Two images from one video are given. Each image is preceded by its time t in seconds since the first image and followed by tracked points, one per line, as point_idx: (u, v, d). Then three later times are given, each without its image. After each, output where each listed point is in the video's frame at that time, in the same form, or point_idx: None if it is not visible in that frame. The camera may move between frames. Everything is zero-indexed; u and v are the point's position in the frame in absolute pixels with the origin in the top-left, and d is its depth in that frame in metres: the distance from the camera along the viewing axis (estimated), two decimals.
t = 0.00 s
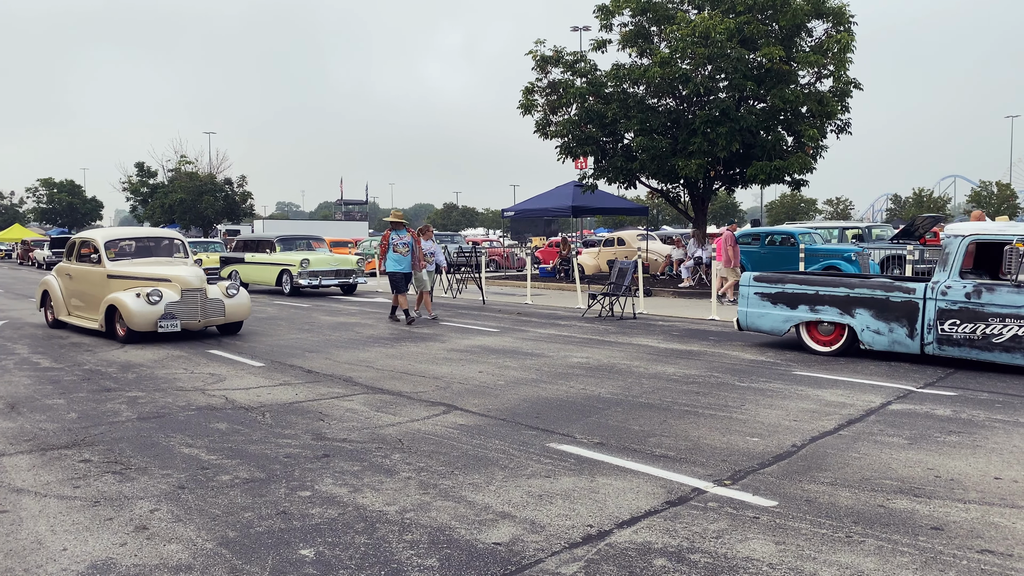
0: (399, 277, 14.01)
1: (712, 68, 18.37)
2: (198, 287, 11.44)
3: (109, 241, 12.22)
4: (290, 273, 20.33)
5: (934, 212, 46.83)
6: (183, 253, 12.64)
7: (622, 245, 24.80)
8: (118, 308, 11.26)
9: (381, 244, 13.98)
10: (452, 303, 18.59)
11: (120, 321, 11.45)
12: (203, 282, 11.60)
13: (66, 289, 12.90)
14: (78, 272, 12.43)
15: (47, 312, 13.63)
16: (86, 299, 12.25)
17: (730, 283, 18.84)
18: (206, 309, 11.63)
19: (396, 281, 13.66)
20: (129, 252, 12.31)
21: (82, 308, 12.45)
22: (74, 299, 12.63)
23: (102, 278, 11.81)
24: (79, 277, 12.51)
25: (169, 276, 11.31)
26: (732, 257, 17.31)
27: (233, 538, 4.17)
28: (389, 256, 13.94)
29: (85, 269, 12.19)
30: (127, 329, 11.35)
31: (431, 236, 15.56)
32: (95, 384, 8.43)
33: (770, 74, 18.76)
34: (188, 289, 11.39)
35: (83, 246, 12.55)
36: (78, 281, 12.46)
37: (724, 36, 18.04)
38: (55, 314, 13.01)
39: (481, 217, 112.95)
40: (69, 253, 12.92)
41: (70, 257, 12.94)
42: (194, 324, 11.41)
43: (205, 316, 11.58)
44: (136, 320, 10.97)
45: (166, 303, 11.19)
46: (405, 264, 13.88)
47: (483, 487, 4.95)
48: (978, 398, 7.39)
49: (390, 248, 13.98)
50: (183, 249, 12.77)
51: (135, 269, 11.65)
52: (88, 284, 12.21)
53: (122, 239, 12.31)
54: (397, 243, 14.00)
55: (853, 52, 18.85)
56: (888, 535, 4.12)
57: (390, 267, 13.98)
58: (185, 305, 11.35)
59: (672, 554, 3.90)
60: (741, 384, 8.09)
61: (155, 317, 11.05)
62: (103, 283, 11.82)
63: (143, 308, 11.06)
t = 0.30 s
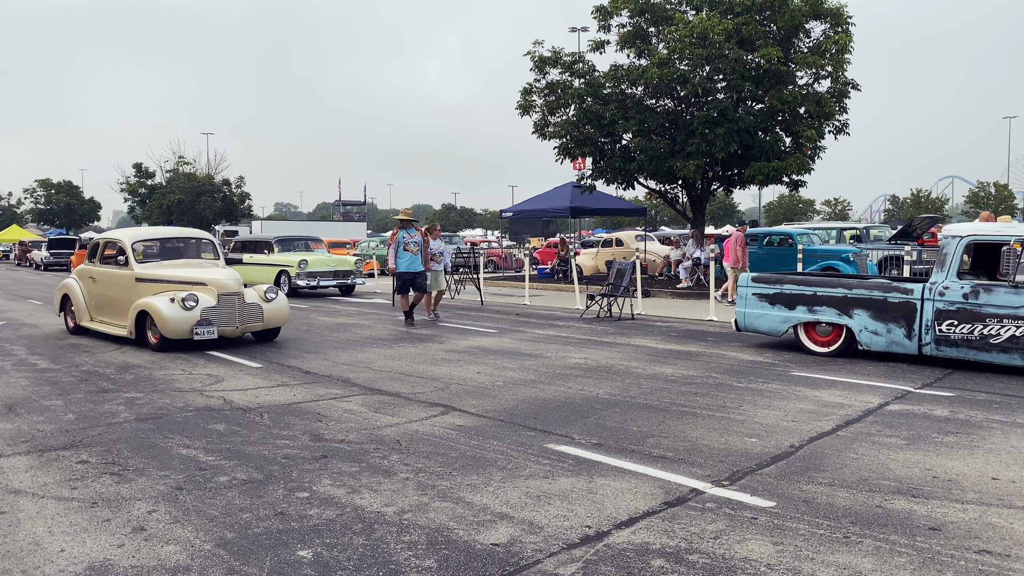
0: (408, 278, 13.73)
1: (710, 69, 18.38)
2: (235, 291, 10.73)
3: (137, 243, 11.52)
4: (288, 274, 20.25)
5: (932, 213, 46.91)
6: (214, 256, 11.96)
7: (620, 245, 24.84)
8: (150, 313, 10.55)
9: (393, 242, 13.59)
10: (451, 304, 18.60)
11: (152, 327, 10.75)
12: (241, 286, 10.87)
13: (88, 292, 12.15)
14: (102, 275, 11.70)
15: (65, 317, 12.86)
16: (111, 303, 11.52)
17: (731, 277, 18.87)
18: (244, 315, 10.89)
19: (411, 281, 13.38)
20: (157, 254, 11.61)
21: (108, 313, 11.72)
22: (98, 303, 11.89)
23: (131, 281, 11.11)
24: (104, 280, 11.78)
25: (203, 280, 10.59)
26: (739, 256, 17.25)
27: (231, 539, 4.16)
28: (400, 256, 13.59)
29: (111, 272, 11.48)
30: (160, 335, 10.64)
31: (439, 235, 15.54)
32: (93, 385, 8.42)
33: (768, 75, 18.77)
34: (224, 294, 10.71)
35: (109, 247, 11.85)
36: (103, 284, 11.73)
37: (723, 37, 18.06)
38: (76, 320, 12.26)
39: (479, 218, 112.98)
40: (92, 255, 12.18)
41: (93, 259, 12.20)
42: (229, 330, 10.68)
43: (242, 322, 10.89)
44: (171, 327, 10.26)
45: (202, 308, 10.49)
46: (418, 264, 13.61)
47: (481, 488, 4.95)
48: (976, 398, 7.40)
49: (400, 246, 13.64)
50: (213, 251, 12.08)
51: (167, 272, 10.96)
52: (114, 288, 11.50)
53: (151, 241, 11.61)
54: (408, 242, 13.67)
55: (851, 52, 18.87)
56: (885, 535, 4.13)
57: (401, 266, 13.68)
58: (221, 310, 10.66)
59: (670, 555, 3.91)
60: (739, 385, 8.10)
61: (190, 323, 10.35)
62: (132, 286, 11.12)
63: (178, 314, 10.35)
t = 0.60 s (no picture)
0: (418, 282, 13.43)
1: (708, 70, 18.38)
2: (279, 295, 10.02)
3: (169, 243, 10.77)
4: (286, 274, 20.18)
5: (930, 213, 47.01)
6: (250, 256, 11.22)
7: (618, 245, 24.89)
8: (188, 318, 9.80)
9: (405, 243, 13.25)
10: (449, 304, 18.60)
11: (190, 334, 10.01)
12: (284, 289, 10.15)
13: (116, 296, 11.36)
14: (132, 278, 10.92)
15: (89, 321, 12.10)
16: (142, 308, 10.77)
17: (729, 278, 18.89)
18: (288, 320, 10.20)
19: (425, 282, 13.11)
20: (189, 255, 10.85)
21: (138, 318, 10.96)
22: (126, 307, 11.13)
23: (164, 285, 10.35)
24: (133, 283, 11.02)
25: (245, 282, 9.87)
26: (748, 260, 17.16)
27: (228, 540, 4.16)
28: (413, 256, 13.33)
29: (141, 275, 10.72)
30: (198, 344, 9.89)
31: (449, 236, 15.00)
32: (90, 386, 8.42)
33: (766, 75, 18.79)
34: (267, 297, 9.97)
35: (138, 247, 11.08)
36: (133, 288, 10.97)
37: (721, 37, 18.07)
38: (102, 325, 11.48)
39: (478, 218, 112.95)
40: (119, 257, 11.41)
41: (120, 260, 11.44)
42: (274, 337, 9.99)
43: (286, 328, 10.17)
44: (211, 334, 9.52)
45: (244, 314, 9.75)
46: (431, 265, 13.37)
47: (479, 488, 4.95)
48: (974, 398, 7.41)
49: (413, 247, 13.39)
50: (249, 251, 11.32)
51: (204, 274, 10.20)
52: (145, 291, 10.74)
53: (183, 241, 10.86)
54: (420, 243, 13.44)
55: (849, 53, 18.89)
56: (883, 536, 4.13)
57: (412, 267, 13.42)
58: (265, 315, 9.93)
59: (668, 555, 3.91)
60: (736, 385, 8.12)
61: (232, 331, 9.61)
62: (166, 290, 10.37)
63: (219, 320, 9.61)
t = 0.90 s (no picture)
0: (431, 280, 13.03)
1: (705, 70, 18.40)
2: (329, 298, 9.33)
3: (205, 242, 9.97)
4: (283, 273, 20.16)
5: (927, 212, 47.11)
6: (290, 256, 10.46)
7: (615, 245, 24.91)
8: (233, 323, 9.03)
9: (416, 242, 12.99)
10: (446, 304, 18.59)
11: (234, 341, 9.24)
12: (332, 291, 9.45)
13: (146, 299, 10.55)
14: (165, 279, 10.10)
15: (115, 325, 11.30)
16: (176, 312, 9.97)
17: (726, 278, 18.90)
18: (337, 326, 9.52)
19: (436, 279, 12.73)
20: (226, 255, 10.06)
21: (171, 322, 10.16)
22: (158, 311, 10.31)
23: (203, 287, 9.57)
24: (166, 285, 10.21)
25: (293, 285, 9.16)
26: (757, 258, 17.07)
27: (225, 540, 4.15)
28: (424, 255, 12.99)
29: (176, 276, 9.92)
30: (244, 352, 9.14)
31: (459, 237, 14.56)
32: (87, 385, 8.41)
33: (763, 75, 18.82)
34: (316, 301, 9.25)
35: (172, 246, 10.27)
36: (166, 290, 10.16)
37: (718, 37, 18.09)
38: (132, 330, 10.68)
39: (475, 217, 112.91)
40: (150, 256, 10.58)
41: (151, 260, 10.63)
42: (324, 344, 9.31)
43: (337, 334, 9.52)
44: (260, 341, 8.78)
45: (294, 318, 9.03)
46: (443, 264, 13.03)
47: (476, 488, 4.94)
48: (970, 398, 7.43)
49: (424, 245, 13.07)
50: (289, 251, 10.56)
51: (247, 276, 9.43)
52: (180, 294, 9.94)
53: (221, 240, 10.07)
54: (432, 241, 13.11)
55: (846, 53, 18.91)
56: (880, 535, 4.13)
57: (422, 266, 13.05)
58: (315, 320, 9.23)
59: (665, 554, 3.91)
60: (733, 385, 8.12)
61: (282, 337, 8.88)
62: (203, 293, 9.58)
63: (269, 326, 8.86)
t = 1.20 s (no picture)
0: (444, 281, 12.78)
1: (701, 68, 18.41)
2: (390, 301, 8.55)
3: (249, 241, 9.29)
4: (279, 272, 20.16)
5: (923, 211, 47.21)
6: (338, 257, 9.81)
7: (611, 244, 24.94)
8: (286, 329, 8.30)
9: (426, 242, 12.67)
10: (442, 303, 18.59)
11: (287, 348, 8.54)
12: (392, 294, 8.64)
13: (182, 301, 9.85)
14: (206, 281, 9.41)
15: (145, 331, 10.60)
16: (217, 316, 9.28)
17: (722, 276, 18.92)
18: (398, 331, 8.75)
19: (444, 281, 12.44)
20: (271, 254, 9.39)
21: (211, 327, 9.46)
22: (197, 315, 9.63)
23: (250, 289, 8.89)
24: (205, 286, 9.52)
25: (351, 287, 8.41)
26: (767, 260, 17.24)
27: (221, 538, 4.15)
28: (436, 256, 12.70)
29: (218, 277, 9.24)
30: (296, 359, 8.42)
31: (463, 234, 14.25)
32: (82, 383, 8.39)
33: (759, 74, 18.84)
34: (376, 304, 8.50)
35: (212, 246, 9.60)
36: (206, 292, 9.47)
37: (714, 36, 18.12)
38: (166, 335, 9.97)
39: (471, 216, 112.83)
40: (186, 256, 9.90)
41: (187, 261, 9.96)
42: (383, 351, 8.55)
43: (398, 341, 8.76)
44: (316, 348, 8.05)
45: (354, 324, 8.29)
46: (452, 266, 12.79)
47: (472, 486, 4.94)
48: (965, 397, 7.45)
49: (435, 246, 12.76)
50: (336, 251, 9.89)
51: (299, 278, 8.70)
52: (222, 297, 9.25)
53: (267, 239, 9.40)
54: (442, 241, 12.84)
55: (842, 52, 18.93)
56: (875, 534, 4.14)
57: (431, 266, 12.81)
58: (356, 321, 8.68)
59: (660, 553, 3.92)
60: (730, 383, 8.14)
61: (340, 344, 8.14)
62: (250, 296, 8.90)
63: (326, 331, 8.12)
